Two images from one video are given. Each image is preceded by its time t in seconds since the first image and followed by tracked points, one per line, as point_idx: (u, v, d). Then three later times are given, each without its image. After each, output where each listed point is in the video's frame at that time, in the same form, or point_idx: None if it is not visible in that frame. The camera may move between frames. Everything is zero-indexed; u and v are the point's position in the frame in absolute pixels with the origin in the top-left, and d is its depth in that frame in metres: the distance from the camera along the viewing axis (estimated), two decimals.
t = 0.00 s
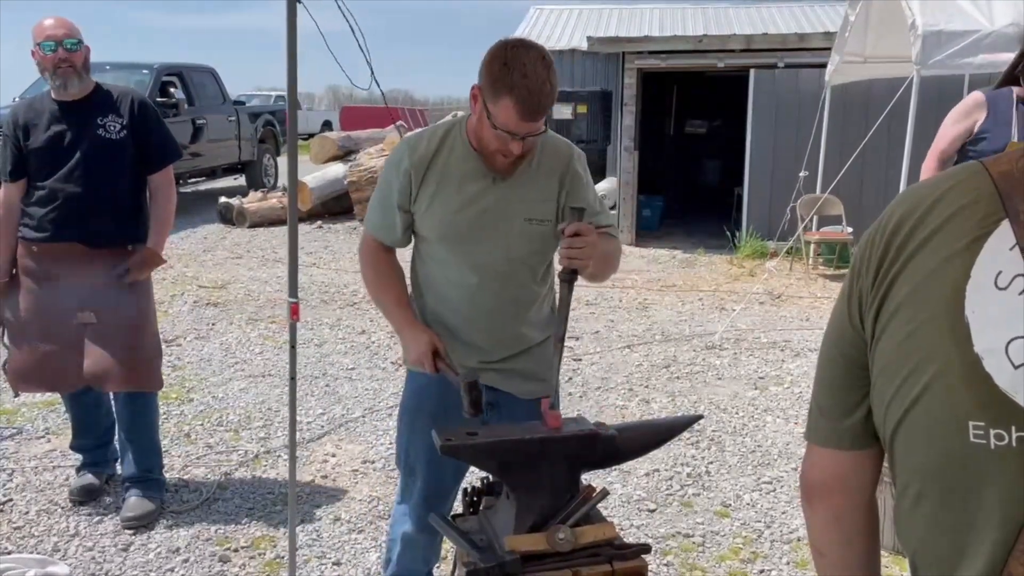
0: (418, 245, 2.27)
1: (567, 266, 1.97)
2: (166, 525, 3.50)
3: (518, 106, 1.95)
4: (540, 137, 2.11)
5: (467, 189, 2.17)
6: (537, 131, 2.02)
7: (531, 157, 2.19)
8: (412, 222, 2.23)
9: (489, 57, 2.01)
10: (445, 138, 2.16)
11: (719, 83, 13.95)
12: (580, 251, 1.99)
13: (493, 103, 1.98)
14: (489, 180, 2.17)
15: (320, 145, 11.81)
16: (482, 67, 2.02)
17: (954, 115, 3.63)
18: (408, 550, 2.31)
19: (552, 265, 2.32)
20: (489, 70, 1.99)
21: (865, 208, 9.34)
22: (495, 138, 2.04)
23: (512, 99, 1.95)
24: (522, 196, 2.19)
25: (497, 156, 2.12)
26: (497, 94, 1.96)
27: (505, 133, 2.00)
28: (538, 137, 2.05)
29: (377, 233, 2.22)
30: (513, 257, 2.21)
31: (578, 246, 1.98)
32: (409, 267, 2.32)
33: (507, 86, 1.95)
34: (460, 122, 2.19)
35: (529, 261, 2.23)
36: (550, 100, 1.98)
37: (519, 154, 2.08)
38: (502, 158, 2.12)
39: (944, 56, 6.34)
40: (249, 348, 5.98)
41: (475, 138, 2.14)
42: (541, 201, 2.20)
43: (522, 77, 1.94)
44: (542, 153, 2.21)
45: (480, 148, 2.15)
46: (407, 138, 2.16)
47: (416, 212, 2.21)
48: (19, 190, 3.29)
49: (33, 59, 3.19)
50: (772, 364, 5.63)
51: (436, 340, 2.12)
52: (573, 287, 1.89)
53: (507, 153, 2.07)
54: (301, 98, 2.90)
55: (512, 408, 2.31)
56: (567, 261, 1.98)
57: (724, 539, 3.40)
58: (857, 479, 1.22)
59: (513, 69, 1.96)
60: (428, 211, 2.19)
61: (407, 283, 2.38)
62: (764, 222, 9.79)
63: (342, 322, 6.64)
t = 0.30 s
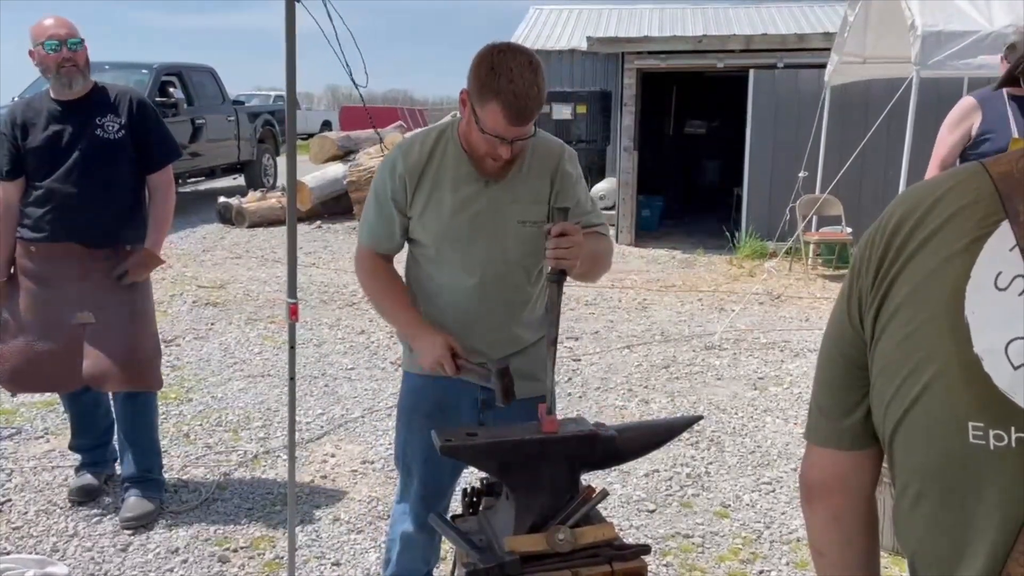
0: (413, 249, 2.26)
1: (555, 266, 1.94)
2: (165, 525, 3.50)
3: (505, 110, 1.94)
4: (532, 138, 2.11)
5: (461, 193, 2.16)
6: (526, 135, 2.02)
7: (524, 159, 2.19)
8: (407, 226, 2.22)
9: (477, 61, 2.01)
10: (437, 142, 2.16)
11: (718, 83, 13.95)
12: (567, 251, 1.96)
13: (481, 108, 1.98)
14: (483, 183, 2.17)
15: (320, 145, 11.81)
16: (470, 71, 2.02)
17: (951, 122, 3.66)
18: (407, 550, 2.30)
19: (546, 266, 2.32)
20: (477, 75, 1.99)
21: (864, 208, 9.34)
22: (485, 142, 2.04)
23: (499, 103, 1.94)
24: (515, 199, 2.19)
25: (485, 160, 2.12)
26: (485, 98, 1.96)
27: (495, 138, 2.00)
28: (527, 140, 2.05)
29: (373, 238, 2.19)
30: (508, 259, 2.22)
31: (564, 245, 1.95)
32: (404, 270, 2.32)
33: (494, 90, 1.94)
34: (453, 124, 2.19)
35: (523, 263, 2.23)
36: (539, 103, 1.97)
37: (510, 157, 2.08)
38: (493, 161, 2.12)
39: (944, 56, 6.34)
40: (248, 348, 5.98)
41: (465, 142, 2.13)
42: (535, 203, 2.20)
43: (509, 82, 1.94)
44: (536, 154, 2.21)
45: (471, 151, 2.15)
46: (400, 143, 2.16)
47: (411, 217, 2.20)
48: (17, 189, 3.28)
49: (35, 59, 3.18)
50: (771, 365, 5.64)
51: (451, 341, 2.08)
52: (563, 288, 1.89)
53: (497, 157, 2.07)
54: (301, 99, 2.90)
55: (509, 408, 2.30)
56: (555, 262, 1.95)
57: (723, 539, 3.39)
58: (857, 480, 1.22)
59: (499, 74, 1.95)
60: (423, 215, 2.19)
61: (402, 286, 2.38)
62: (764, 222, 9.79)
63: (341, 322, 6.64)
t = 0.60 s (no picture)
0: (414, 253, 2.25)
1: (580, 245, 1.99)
2: (164, 525, 3.49)
3: (513, 112, 1.94)
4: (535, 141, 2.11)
5: (464, 196, 2.15)
6: (530, 137, 2.02)
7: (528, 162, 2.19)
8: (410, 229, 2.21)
9: (482, 63, 2.01)
10: (440, 144, 2.14)
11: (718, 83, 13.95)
12: (593, 230, 2.00)
13: (486, 110, 1.98)
14: (485, 185, 2.16)
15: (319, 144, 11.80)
16: (475, 73, 2.02)
17: (961, 116, 3.65)
18: (405, 550, 2.29)
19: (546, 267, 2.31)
20: (482, 76, 1.99)
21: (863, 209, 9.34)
22: (489, 145, 2.04)
23: (505, 106, 1.94)
24: (517, 201, 2.19)
25: (489, 162, 2.12)
26: (491, 101, 1.96)
27: (501, 141, 2.00)
28: (531, 142, 2.05)
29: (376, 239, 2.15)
30: (510, 261, 2.21)
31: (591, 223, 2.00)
32: (403, 271, 2.31)
33: (501, 93, 1.94)
34: (454, 125, 2.18)
35: (525, 265, 2.23)
36: (545, 105, 1.98)
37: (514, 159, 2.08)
38: (496, 164, 2.12)
39: (944, 57, 6.33)
40: (247, 348, 5.97)
41: (469, 144, 2.13)
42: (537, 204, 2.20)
43: (516, 84, 1.93)
44: (535, 155, 2.21)
45: (473, 154, 2.14)
46: (402, 145, 2.14)
47: (415, 221, 2.18)
48: (12, 188, 3.27)
49: (33, 58, 3.18)
50: (770, 365, 5.64)
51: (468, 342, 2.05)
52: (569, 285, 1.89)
53: (501, 160, 2.07)
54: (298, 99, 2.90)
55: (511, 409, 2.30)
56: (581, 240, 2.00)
57: (722, 539, 3.39)
58: (856, 480, 1.22)
59: (505, 75, 1.95)
60: (427, 218, 2.17)
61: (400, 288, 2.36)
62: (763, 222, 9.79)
63: (340, 322, 6.63)
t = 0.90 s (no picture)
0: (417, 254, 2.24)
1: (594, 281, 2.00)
2: (161, 525, 3.49)
3: (530, 117, 1.94)
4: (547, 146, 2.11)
5: (467, 198, 2.15)
6: (546, 142, 2.01)
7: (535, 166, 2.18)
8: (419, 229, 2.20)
9: (498, 66, 2.00)
10: (451, 145, 2.13)
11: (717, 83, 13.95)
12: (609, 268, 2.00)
13: (502, 114, 1.98)
14: (494, 187, 2.16)
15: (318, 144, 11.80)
16: (491, 75, 2.01)
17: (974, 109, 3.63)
18: (404, 550, 2.30)
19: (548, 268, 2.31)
20: (499, 78, 1.98)
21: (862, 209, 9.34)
22: (503, 148, 2.04)
23: (523, 110, 1.94)
24: (525, 204, 2.18)
25: (501, 165, 2.12)
26: (508, 105, 1.96)
27: (517, 144, 2.00)
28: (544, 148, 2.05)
29: (387, 239, 2.14)
30: (513, 263, 2.21)
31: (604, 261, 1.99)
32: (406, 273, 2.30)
33: (519, 96, 1.94)
34: (465, 126, 2.17)
35: (529, 268, 2.24)
36: (560, 112, 1.98)
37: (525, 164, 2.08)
38: (510, 167, 2.11)
39: (944, 57, 6.32)
40: (246, 348, 5.97)
41: (483, 147, 2.12)
42: (539, 206, 2.20)
43: (534, 88, 1.93)
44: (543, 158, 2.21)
45: (478, 156, 2.14)
46: (414, 145, 2.12)
47: (424, 222, 2.17)
48: (7, 189, 3.27)
49: (29, 58, 3.17)
50: (769, 365, 5.64)
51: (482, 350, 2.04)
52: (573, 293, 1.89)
53: (514, 163, 2.07)
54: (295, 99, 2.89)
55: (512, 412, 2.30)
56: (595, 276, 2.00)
57: (721, 540, 3.39)
58: (856, 481, 1.21)
59: (523, 80, 1.94)
60: (437, 219, 2.16)
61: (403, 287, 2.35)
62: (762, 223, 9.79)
63: (338, 322, 6.63)
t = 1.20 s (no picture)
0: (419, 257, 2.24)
1: (575, 274, 2.00)
2: (159, 525, 3.49)
3: (527, 121, 1.93)
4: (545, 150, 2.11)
5: (469, 200, 2.15)
6: (541, 147, 2.01)
7: (536, 168, 2.18)
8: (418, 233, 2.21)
9: (496, 69, 2.00)
10: (451, 146, 2.13)
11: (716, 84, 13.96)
12: (588, 261, 2.02)
13: (498, 118, 1.98)
14: (493, 190, 2.15)
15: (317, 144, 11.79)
16: (488, 79, 2.02)
17: (975, 107, 3.65)
18: (403, 549, 2.30)
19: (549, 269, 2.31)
20: (497, 81, 1.98)
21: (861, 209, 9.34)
22: (500, 152, 2.04)
23: (519, 114, 1.94)
24: (525, 207, 2.18)
25: (497, 168, 2.12)
26: (503, 110, 1.96)
27: (514, 148, 2.00)
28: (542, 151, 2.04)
29: (385, 243, 2.15)
30: (514, 265, 2.21)
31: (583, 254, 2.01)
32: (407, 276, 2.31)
33: (515, 101, 1.94)
34: (464, 129, 2.17)
35: (530, 270, 2.23)
36: (558, 116, 1.97)
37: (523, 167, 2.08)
38: (507, 170, 2.11)
39: (941, 58, 6.33)
40: (245, 348, 5.97)
41: (480, 150, 2.12)
42: (540, 208, 2.20)
43: (530, 93, 1.93)
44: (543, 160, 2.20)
45: (480, 158, 2.14)
46: (412, 149, 2.13)
47: (424, 226, 2.18)
48: (3, 188, 3.27)
49: (23, 58, 3.19)
50: (768, 365, 5.65)
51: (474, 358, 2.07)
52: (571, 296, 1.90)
53: (512, 167, 2.07)
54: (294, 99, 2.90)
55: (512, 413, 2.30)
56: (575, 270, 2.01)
57: (719, 540, 3.39)
58: (859, 478, 1.22)
59: (520, 84, 1.94)
60: (435, 223, 2.17)
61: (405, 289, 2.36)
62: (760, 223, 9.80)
63: (337, 322, 6.63)
